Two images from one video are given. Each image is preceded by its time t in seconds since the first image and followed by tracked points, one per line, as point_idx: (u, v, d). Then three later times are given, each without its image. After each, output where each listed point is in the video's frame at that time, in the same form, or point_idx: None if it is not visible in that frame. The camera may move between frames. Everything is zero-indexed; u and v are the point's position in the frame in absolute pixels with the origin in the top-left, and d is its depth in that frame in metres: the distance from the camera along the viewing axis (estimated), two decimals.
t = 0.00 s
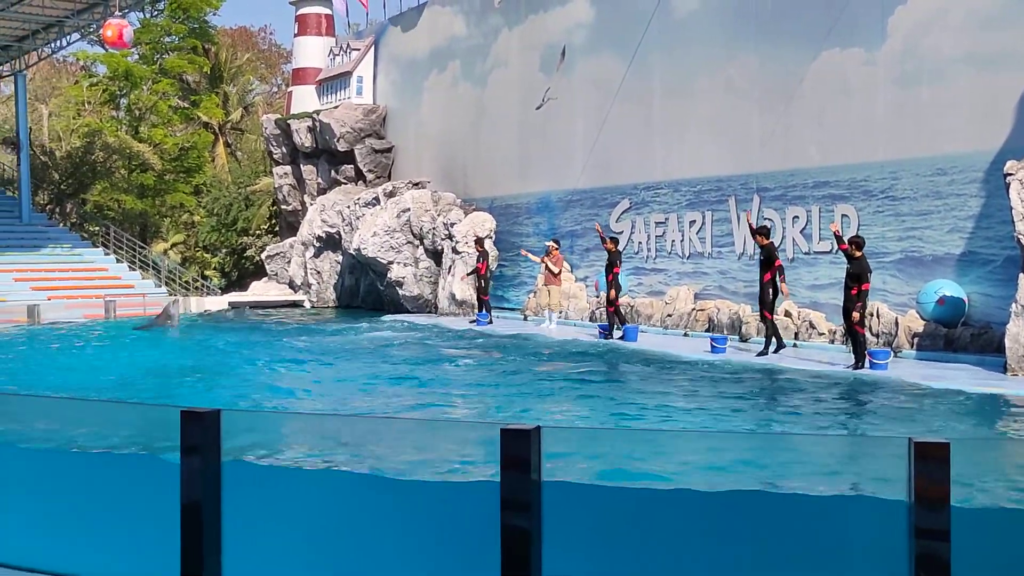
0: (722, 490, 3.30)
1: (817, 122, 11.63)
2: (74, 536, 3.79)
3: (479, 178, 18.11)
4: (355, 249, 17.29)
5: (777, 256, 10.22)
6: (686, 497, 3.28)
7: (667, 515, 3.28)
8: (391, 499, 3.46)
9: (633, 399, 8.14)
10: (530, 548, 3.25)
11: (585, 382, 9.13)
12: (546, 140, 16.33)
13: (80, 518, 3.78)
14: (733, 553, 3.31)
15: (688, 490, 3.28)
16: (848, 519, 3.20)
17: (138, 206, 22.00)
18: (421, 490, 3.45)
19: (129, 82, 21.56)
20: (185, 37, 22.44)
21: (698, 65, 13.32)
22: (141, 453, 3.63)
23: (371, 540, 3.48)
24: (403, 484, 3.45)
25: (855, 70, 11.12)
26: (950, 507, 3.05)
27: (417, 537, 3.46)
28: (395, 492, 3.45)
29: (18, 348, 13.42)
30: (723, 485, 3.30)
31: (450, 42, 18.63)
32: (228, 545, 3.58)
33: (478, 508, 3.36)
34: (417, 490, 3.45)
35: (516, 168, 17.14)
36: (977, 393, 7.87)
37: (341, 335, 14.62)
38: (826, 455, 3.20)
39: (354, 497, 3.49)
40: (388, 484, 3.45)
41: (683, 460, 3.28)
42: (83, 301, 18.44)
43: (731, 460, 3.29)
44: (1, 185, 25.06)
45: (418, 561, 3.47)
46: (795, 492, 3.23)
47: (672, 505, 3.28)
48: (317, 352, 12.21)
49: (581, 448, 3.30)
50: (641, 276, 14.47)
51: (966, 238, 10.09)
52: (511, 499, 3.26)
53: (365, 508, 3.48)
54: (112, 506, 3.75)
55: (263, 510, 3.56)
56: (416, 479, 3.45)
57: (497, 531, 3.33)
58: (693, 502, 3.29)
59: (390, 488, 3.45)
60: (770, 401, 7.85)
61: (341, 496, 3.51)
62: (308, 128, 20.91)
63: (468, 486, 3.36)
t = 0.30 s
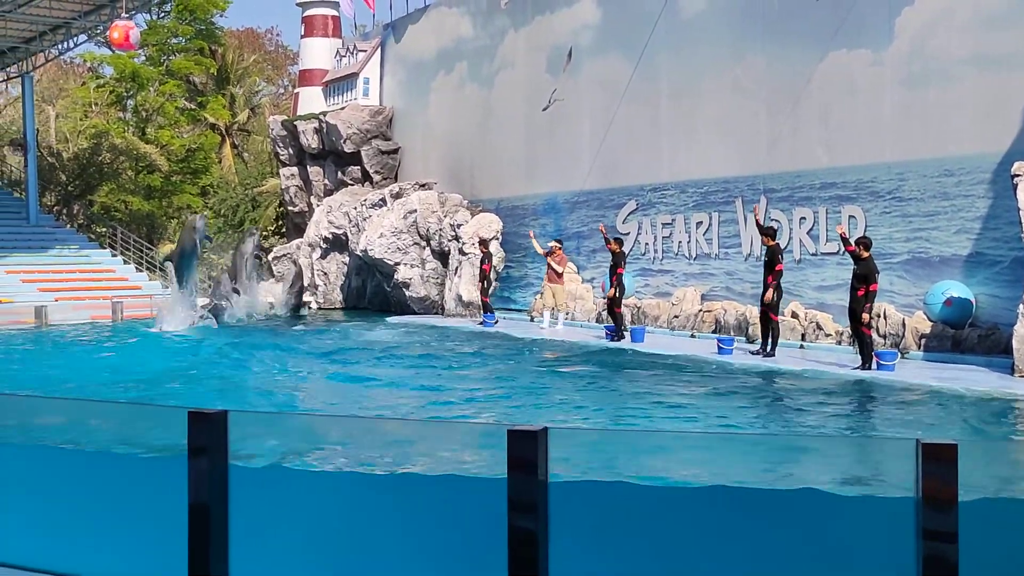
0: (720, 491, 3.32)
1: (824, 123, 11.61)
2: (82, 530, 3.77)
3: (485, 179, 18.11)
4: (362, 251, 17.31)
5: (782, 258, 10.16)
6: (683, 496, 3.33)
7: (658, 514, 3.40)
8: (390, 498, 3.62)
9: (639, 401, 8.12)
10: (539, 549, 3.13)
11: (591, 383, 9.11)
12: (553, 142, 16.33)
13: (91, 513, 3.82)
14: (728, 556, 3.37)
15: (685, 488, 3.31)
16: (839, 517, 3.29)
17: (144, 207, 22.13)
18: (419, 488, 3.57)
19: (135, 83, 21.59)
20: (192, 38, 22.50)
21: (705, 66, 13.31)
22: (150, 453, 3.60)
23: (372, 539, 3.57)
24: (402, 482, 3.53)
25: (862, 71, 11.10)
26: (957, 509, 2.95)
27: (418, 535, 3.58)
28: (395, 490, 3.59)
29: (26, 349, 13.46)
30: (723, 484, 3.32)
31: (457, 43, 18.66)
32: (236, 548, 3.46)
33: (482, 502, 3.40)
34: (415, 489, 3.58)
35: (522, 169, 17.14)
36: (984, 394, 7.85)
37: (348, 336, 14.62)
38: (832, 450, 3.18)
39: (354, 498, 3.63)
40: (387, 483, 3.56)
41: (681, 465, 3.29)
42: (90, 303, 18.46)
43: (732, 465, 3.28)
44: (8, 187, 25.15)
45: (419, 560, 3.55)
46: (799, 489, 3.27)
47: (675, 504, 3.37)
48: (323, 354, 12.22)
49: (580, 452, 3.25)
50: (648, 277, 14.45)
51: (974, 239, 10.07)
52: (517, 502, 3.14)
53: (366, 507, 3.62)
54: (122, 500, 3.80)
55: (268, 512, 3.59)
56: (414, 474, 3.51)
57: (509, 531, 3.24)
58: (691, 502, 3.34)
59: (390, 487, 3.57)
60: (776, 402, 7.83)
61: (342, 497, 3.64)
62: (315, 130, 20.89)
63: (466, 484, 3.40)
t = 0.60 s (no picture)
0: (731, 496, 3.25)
1: (830, 124, 11.59)
2: (89, 534, 3.77)
3: (491, 180, 18.11)
4: (368, 252, 17.32)
5: (786, 259, 10.16)
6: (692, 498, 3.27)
7: (669, 515, 3.28)
8: (389, 500, 3.47)
9: (645, 402, 8.11)
10: (542, 547, 3.18)
11: (596, 385, 9.11)
12: (559, 143, 16.31)
13: (97, 517, 3.76)
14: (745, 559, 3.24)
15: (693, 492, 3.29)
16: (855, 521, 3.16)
17: (150, 209, 22.61)
18: (424, 490, 3.43)
19: (141, 85, 21.66)
20: (198, 41, 22.59)
21: (710, 68, 13.31)
22: (154, 456, 3.61)
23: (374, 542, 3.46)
24: (405, 483, 3.44)
25: (868, 72, 11.08)
26: (964, 512, 2.97)
27: (421, 536, 3.44)
28: (398, 491, 3.45)
29: (34, 351, 13.48)
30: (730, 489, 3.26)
31: (463, 45, 18.66)
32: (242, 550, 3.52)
33: (486, 504, 3.32)
34: (418, 490, 3.43)
35: (528, 170, 17.14)
36: (990, 396, 7.83)
37: (353, 338, 14.61)
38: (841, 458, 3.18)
39: (355, 499, 3.49)
40: (387, 484, 3.45)
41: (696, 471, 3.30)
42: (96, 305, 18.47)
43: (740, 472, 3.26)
44: (15, 189, 25.28)
45: (423, 561, 3.44)
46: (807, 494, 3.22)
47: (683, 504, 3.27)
48: (327, 355, 12.23)
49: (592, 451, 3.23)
50: (654, 278, 14.43)
51: (981, 240, 10.04)
52: (523, 502, 3.18)
53: (365, 508, 3.48)
54: (127, 500, 3.71)
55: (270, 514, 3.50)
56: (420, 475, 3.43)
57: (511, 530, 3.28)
58: (697, 504, 3.27)
59: (393, 487, 3.45)
60: (783, 404, 7.81)
61: (343, 497, 3.49)
62: (321, 131, 20.63)
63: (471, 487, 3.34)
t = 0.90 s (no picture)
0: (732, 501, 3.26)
1: (836, 124, 11.57)
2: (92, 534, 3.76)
3: (498, 181, 18.11)
4: (374, 254, 17.35)
5: (791, 259, 10.10)
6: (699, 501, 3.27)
7: (675, 517, 3.26)
8: (390, 499, 3.43)
9: (650, 403, 8.11)
10: (548, 550, 3.19)
11: (601, 386, 9.10)
12: (565, 144, 16.30)
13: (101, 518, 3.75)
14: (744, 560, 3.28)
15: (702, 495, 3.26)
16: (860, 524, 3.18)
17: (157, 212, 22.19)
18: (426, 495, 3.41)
19: (148, 87, 21.71)
20: (204, 42, 22.65)
21: (716, 69, 13.30)
22: (162, 457, 3.60)
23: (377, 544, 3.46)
24: (408, 489, 3.40)
25: (874, 72, 11.06)
26: (971, 514, 2.97)
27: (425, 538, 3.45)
28: (399, 495, 3.41)
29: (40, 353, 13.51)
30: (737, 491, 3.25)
31: (468, 46, 18.67)
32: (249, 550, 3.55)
33: (491, 507, 3.34)
34: (420, 494, 3.40)
35: (534, 171, 17.14)
36: (998, 396, 7.80)
37: (359, 339, 14.62)
38: (847, 461, 3.15)
39: (358, 499, 3.46)
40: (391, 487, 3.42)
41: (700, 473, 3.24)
42: (102, 306, 18.49)
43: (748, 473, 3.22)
44: (22, 191, 25.37)
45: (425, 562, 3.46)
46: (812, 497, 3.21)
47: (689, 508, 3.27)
48: (332, 356, 12.24)
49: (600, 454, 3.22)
50: (660, 279, 14.41)
51: (987, 241, 10.01)
52: (527, 504, 3.20)
53: (368, 509, 3.46)
54: (128, 500, 3.70)
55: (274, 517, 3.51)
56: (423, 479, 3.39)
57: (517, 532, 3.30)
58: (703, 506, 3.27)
59: (394, 490, 3.42)
60: (789, 405, 7.79)
61: (346, 498, 3.47)
62: (326, 133, 20.85)
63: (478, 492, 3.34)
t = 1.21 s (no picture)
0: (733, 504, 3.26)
1: (840, 124, 11.55)
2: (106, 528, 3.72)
3: (501, 181, 18.11)
4: (378, 254, 17.36)
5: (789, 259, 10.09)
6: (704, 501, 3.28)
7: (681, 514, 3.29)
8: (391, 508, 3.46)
9: (654, 403, 8.10)
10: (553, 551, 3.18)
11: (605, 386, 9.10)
12: (570, 144, 16.28)
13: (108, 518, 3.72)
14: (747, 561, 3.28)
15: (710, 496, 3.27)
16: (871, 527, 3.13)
17: (161, 212, 22.42)
18: (424, 500, 3.46)
19: (152, 88, 21.73)
20: (208, 43, 22.65)
21: (720, 69, 13.29)
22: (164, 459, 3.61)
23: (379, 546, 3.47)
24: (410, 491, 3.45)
25: (877, 72, 11.05)
26: (976, 514, 2.97)
27: (426, 540, 3.48)
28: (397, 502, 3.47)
29: (45, 354, 13.54)
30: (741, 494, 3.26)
31: (472, 46, 18.66)
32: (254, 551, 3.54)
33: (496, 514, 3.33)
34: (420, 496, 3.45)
35: (538, 171, 17.12)
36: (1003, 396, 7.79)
37: (363, 339, 14.63)
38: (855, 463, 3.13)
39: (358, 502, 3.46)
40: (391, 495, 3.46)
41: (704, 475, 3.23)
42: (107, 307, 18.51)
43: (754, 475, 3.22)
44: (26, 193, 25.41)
45: (427, 564, 3.48)
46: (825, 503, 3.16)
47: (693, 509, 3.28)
48: (336, 357, 12.24)
49: (603, 456, 3.22)
50: (664, 279, 14.39)
51: (992, 240, 9.99)
52: (531, 505, 3.20)
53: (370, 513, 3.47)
54: (130, 501, 3.70)
55: (277, 519, 3.51)
56: (420, 485, 3.45)
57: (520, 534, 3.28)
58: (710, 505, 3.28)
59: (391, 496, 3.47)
60: (793, 405, 7.78)
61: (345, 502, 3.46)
62: (329, 133, 20.75)
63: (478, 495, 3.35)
